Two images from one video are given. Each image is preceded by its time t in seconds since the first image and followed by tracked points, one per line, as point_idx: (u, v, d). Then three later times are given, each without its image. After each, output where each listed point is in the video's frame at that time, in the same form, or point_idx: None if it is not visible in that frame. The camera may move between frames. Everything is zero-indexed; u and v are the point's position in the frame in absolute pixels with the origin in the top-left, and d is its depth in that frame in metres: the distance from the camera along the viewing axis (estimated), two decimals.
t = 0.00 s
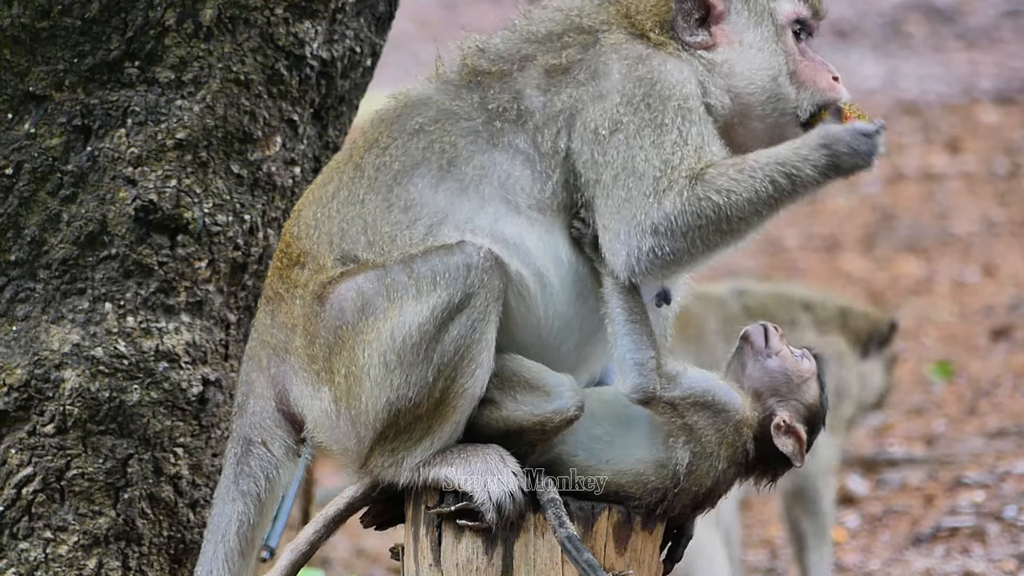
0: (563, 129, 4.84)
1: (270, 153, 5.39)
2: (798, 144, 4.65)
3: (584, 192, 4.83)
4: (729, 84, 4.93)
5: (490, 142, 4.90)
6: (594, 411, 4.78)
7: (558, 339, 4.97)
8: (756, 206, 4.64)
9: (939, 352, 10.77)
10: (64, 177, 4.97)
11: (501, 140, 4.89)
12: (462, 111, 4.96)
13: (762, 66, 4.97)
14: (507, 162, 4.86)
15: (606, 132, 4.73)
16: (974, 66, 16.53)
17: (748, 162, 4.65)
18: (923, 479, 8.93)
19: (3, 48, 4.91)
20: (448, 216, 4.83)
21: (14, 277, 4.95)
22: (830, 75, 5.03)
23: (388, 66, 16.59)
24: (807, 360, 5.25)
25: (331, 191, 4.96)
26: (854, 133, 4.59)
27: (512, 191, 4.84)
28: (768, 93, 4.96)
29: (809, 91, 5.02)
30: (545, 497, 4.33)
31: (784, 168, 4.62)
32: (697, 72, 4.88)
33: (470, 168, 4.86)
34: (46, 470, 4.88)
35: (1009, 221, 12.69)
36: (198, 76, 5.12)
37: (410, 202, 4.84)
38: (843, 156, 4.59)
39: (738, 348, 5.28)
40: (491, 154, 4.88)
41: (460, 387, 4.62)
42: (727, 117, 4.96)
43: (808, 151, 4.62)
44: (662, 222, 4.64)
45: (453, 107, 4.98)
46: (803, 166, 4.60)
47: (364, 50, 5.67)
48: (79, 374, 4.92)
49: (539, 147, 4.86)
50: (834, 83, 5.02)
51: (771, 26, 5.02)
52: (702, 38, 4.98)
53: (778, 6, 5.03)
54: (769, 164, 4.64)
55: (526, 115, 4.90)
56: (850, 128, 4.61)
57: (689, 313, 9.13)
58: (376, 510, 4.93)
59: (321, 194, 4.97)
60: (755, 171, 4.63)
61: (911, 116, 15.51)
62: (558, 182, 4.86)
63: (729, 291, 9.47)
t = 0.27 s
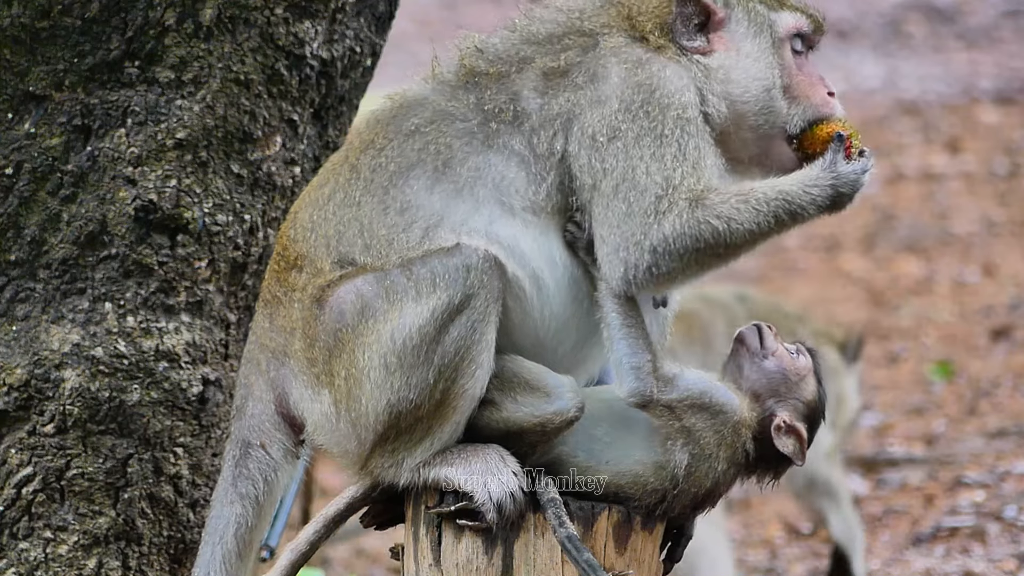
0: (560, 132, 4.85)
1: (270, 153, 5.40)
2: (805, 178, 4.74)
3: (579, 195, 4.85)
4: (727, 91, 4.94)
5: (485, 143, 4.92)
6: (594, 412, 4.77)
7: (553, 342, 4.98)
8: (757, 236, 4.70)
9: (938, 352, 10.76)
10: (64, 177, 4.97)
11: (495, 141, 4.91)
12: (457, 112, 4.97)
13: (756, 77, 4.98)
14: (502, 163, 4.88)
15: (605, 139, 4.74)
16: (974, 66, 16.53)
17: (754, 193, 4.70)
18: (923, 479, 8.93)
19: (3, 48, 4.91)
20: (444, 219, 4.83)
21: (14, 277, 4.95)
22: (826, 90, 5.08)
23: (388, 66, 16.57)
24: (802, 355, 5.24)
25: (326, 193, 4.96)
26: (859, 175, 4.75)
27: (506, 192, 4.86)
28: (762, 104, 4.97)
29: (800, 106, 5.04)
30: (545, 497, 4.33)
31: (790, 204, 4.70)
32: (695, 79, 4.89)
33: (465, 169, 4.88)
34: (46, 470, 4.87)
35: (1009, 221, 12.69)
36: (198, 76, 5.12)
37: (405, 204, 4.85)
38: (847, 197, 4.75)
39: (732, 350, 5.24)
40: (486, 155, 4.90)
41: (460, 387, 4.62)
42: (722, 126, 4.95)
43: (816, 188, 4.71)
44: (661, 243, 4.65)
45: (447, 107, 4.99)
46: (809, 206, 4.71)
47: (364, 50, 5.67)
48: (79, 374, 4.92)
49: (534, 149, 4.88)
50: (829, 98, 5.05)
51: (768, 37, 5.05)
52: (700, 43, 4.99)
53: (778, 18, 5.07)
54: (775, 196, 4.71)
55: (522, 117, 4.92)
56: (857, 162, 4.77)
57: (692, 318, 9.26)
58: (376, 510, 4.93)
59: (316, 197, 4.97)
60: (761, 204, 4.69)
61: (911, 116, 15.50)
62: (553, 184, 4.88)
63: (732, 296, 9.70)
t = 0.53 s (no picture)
0: (548, 133, 4.87)
1: (271, 153, 5.39)
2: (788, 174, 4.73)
3: (562, 195, 4.86)
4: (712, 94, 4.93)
5: (475, 143, 4.93)
6: (593, 413, 4.78)
7: (548, 342, 4.99)
8: (736, 232, 4.70)
9: (938, 352, 10.75)
10: (64, 177, 4.97)
11: (485, 141, 4.93)
12: (447, 112, 4.99)
13: (740, 80, 4.97)
14: (492, 163, 4.90)
15: (589, 137, 4.75)
16: (974, 66, 16.53)
17: (733, 189, 4.70)
18: (924, 479, 8.92)
19: (3, 48, 4.92)
20: (436, 220, 4.85)
21: (14, 277, 4.95)
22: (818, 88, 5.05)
23: (388, 66, 16.56)
24: (801, 358, 5.22)
25: (321, 194, 4.97)
26: (850, 173, 4.70)
27: (496, 192, 4.87)
28: (749, 107, 4.96)
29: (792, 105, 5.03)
30: (545, 497, 4.33)
31: (770, 200, 4.69)
32: (682, 80, 4.89)
33: (454, 169, 4.89)
34: (46, 470, 4.87)
35: (1009, 221, 12.69)
36: (198, 76, 5.12)
37: (398, 205, 4.86)
38: (833, 194, 4.71)
39: (731, 354, 5.22)
40: (476, 155, 4.92)
41: (460, 387, 4.63)
42: (711, 128, 4.96)
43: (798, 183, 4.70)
44: (637, 240, 4.66)
45: (438, 108, 5.01)
46: (791, 201, 4.69)
47: (364, 50, 5.67)
48: (79, 374, 4.92)
49: (523, 149, 4.90)
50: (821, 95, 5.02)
51: (752, 38, 5.02)
52: (685, 47, 4.99)
53: (762, 17, 5.04)
54: (756, 191, 4.70)
55: (511, 117, 4.93)
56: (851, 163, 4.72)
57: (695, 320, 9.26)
58: (376, 510, 4.92)
59: (312, 198, 4.97)
60: (740, 201, 4.68)
61: (911, 116, 15.50)
62: (542, 185, 4.89)
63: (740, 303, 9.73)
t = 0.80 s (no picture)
0: (537, 132, 4.87)
1: (271, 153, 5.40)
2: (763, 178, 4.71)
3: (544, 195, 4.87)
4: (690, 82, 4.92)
5: (463, 141, 4.94)
6: (592, 413, 4.78)
7: (541, 340, 5.00)
8: (711, 238, 4.69)
9: (939, 352, 10.75)
10: (64, 177, 4.97)
11: (473, 139, 4.94)
12: (436, 110, 5.01)
13: (719, 75, 4.95)
14: (480, 162, 4.91)
15: (580, 137, 4.74)
16: (974, 66, 16.52)
17: (708, 195, 4.70)
18: (924, 479, 8.92)
19: (3, 48, 4.92)
20: (426, 219, 4.86)
21: (14, 277, 4.95)
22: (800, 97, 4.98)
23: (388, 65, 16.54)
24: (799, 356, 5.22)
25: (315, 194, 4.97)
26: (826, 180, 4.66)
27: (484, 190, 4.88)
28: (723, 103, 4.93)
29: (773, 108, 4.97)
30: (545, 497, 4.33)
31: (746, 206, 4.68)
32: (667, 79, 4.89)
33: (441, 168, 4.91)
34: (46, 470, 4.87)
35: (1009, 221, 12.69)
36: (198, 76, 5.12)
37: (389, 204, 4.87)
38: (806, 201, 4.68)
39: (728, 356, 5.21)
40: (463, 153, 4.93)
41: (459, 386, 4.63)
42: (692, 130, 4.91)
43: (772, 188, 4.68)
44: (613, 245, 4.67)
45: (428, 106, 5.03)
46: (766, 206, 4.68)
47: (364, 50, 5.67)
48: (79, 374, 4.92)
49: (512, 148, 4.90)
50: (802, 104, 4.96)
51: (739, 39, 5.01)
52: (672, 38, 4.99)
53: (753, 23, 5.04)
54: (731, 197, 4.69)
55: (500, 116, 4.94)
56: (829, 169, 4.69)
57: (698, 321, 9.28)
58: (376, 510, 4.92)
59: (307, 199, 4.97)
60: (716, 206, 4.68)
61: (911, 116, 15.50)
62: (529, 183, 4.90)
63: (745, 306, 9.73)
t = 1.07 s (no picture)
0: (525, 127, 4.85)
1: (271, 153, 5.40)
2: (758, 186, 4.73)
3: (531, 193, 4.86)
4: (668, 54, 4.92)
5: (453, 139, 4.94)
6: (592, 414, 4.78)
7: (536, 341, 4.98)
8: (706, 245, 4.71)
9: (938, 352, 10.75)
10: (64, 177, 4.97)
11: (463, 137, 4.93)
12: (427, 109, 5.00)
13: (709, 56, 4.93)
14: (469, 159, 4.91)
15: (569, 136, 4.73)
16: (974, 66, 16.52)
17: (703, 203, 4.72)
18: (924, 479, 8.91)
19: (3, 48, 4.92)
20: (418, 217, 4.86)
21: (14, 277, 4.95)
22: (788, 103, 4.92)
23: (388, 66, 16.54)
24: (793, 352, 5.24)
25: (310, 195, 4.97)
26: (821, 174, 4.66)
27: (473, 186, 4.87)
28: (707, 84, 4.90)
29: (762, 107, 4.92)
30: (545, 497, 4.33)
31: (743, 212, 4.70)
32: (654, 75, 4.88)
33: (432, 166, 4.91)
34: (46, 470, 4.87)
35: (1009, 221, 12.69)
36: (198, 76, 5.12)
37: (381, 202, 4.87)
38: (809, 201, 4.69)
39: (724, 357, 5.20)
40: (453, 151, 4.92)
41: (456, 385, 4.63)
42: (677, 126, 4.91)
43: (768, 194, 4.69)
44: (607, 254, 4.68)
45: (418, 106, 5.01)
46: (762, 211, 4.69)
47: (364, 50, 5.67)
48: (79, 374, 4.92)
49: (501, 145, 4.90)
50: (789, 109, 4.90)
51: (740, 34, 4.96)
52: (674, 15, 4.99)
53: (759, 19, 4.99)
54: (727, 204, 4.71)
55: (488, 114, 4.93)
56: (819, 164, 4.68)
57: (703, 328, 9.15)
58: (376, 510, 4.92)
59: (303, 199, 4.97)
60: (711, 213, 4.70)
61: (911, 116, 15.50)
62: (518, 181, 4.89)
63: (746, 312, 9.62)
